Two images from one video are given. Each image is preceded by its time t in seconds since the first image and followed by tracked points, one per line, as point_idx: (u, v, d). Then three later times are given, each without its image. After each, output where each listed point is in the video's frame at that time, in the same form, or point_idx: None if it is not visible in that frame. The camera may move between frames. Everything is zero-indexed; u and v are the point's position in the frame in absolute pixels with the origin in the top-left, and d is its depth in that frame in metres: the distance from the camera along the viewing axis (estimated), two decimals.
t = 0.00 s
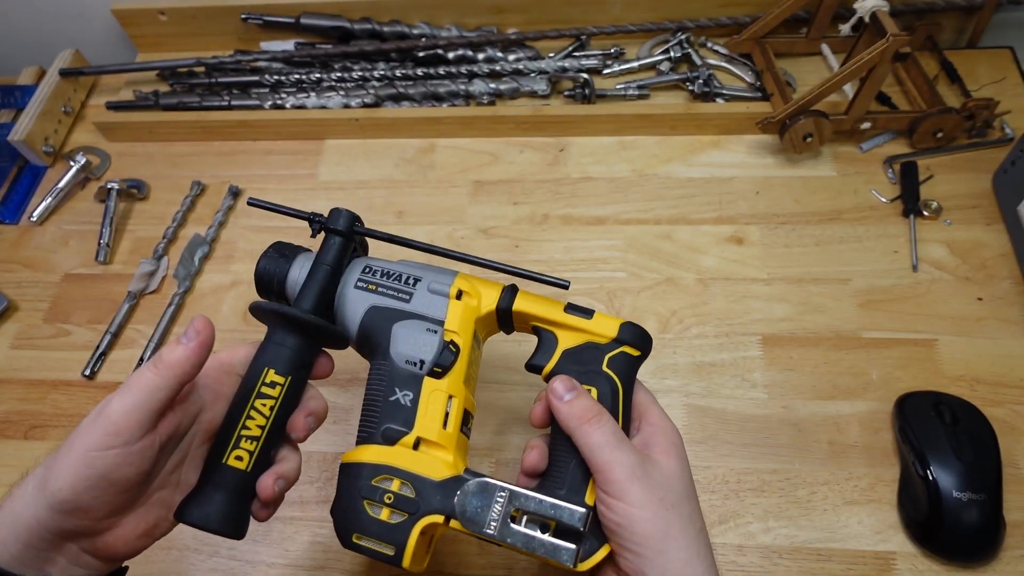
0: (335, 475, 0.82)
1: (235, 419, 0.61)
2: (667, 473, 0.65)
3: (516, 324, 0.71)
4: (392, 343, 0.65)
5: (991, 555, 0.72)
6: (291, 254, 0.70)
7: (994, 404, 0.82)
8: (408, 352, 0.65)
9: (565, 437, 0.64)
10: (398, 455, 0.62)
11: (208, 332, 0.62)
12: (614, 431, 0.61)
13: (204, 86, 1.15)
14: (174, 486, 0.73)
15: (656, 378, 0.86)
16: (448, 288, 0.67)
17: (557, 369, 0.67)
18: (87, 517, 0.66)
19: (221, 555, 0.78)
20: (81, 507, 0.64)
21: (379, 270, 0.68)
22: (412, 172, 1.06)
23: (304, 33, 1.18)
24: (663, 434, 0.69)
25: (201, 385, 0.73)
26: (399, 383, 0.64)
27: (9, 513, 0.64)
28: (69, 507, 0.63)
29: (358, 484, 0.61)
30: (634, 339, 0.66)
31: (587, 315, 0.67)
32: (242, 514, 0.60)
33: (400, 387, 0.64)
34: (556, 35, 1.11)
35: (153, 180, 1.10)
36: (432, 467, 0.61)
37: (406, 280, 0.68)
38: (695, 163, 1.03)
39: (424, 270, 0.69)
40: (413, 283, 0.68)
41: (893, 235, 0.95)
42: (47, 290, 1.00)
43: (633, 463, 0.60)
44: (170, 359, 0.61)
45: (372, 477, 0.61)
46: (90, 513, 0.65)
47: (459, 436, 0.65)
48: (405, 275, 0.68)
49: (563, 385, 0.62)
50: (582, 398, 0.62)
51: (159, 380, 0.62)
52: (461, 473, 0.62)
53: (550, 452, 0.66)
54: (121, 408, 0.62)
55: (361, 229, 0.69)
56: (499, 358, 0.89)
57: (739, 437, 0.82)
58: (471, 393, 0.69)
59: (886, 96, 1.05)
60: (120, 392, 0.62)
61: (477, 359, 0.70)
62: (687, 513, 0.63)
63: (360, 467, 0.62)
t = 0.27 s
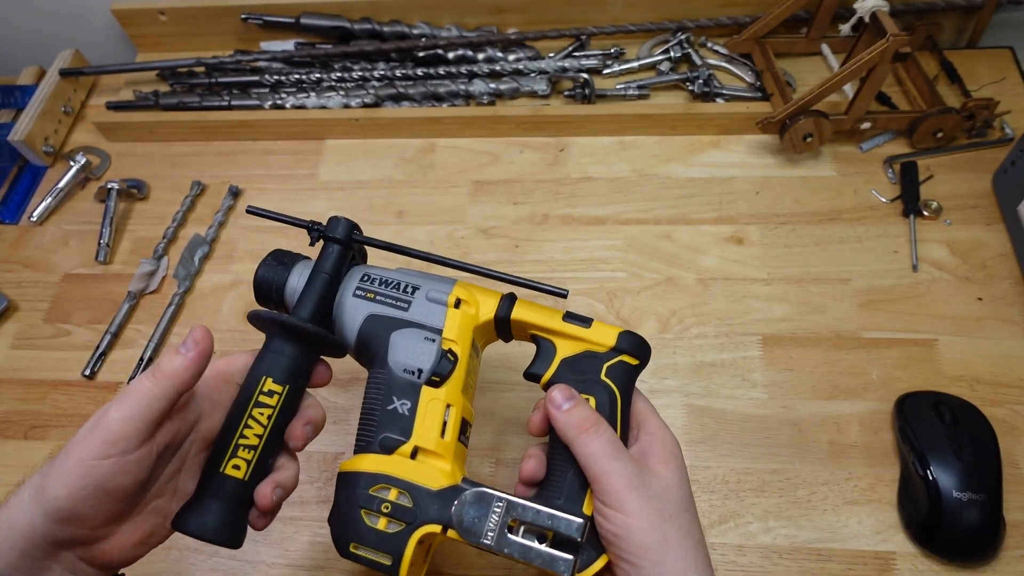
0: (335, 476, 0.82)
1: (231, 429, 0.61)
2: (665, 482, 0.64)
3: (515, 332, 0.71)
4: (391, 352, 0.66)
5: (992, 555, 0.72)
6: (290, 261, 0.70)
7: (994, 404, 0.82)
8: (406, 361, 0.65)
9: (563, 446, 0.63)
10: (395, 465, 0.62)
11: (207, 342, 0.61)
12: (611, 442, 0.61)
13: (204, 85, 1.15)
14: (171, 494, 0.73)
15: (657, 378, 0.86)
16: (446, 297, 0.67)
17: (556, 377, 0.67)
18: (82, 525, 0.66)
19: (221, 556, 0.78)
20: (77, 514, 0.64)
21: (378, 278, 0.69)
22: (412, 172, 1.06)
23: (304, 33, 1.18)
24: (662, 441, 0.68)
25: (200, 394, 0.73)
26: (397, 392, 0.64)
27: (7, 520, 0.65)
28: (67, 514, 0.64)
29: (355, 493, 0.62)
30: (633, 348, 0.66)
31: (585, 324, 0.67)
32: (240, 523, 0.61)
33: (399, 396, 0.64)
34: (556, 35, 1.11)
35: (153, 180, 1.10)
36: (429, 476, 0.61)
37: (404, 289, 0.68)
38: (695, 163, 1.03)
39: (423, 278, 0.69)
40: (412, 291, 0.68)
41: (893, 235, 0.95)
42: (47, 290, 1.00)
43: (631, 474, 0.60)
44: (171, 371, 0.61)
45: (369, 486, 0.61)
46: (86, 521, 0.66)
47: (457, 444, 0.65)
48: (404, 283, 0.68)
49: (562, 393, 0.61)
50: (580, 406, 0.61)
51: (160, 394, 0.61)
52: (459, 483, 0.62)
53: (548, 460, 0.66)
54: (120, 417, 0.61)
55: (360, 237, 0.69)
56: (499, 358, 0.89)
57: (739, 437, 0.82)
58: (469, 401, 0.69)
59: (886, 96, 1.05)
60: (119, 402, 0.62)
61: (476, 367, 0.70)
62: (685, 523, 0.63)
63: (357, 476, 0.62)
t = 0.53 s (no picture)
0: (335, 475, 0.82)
1: (230, 428, 0.61)
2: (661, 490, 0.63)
3: (514, 334, 0.71)
4: (388, 354, 0.66)
5: (992, 555, 0.72)
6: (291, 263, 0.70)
7: (994, 404, 0.82)
8: (402, 363, 0.65)
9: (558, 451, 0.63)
10: (390, 467, 0.62)
11: (220, 345, 0.62)
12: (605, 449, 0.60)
13: (204, 85, 1.15)
14: (177, 493, 0.73)
15: (657, 378, 0.86)
16: (443, 299, 0.67)
17: (554, 379, 0.67)
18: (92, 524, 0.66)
19: (221, 556, 0.78)
20: (89, 514, 0.64)
21: (377, 280, 0.69)
22: (412, 172, 1.06)
23: (304, 33, 1.18)
24: (660, 449, 0.67)
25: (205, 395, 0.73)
26: (394, 395, 0.64)
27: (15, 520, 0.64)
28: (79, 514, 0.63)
29: (350, 494, 0.62)
30: (631, 352, 0.66)
31: (583, 326, 0.67)
32: (238, 523, 0.60)
33: (394, 399, 0.64)
34: (556, 35, 1.11)
35: (153, 180, 1.10)
36: (423, 478, 0.61)
37: (403, 291, 0.68)
38: (695, 163, 1.03)
39: (422, 280, 0.69)
40: (410, 294, 0.67)
41: (893, 235, 0.95)
42: (47, 290, 1.00)
43: (624, 482, 0.60)
44: (185, 375, 0.61)
45: (363, 487, 0.61)
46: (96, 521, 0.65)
47: (453, 446, 0.64)
48: (402, 285, 0.68)
49: (558, 399, 0.61)
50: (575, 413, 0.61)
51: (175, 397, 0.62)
52: (452, 485, 0.62)
53: (544, 464, 0.66)
54: (135, 418, 0.62)
55: (360, 239, 0.69)
56: (499, 358, 0.89)
57: (739, 437, 0.82)
58: (468, 402, 0.69)
59: (886, 96, 1.05)
60: (133, 403, 0.62)
61: (475, 369, 0.70)
62: (681, 532, 0.62)
63: (352, 477, 0.62)
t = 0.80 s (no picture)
0: (336, 475, 0.82)
1: (238, 427, 0.61)
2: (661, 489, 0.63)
3: (517, 333, 0.71)
4: (390, 354, 0.66)
5: (992, 555, 0.72)
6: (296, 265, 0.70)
7: (994, 404, 0.82)
8: (404, 363, 0.65)
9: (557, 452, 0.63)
10: (392, 464, 0.62)
11: (266, 369, 0.62)
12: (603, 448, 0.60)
13: (204, 85, 1.15)
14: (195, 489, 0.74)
15: (657, 378, 0.86)
16: (445, 299, 0.67)
17: (555, 378, 0.67)
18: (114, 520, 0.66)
19: (221, 556, 0.78)
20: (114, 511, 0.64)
21: (380, 280, 0.69)
22: (412, 172, 1.06)
23: (304, 33, 1.18)
24: (660, 448, 0.67)
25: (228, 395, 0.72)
26: (395, 394, 0.65)
27: (39, 511, 0.64)
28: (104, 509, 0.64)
29: (352, 491, 0.62)
30: (633, 352, 0.65)
31: (583, 326, 0.67)
32: (248, 519, 0.61)
33: (396, 398, 0.64)
34: (556, 35, 1.11)
35: (153, 180, 1.10)
36: (423, 476, 0.61)
37: (405, 291, 0.68)
38: (695, 163, 1.03)
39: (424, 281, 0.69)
40: (412, 294, 0.67)
41: (893, 235, 0.95)
42: (47, 290, 1.00)
43: (623, 482, 0.60)
44: (227, 391, 0.61)
45: (366, 485, 0.61)
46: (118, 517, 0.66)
47: (454, 444, 0.64)
48: (404, 286, 0.68)
49: (559, 399, 0.61)
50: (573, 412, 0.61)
51: (214, 410, 0.61)
52: (452, 484, 0.62)
53: (544, 463, 0.66)
54: (173, 428, 0.61)
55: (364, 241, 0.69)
56: (499, 357, 0.89)
57: (739, 437, 0.82)
58: (471, 400, 0.69)
59: (886, 96, 1.05)
60: (171, 411, 0.62)
61: (478, 367, 0.70)
62: (681, 531, 0.61)
63: (355, 475, 0.62)
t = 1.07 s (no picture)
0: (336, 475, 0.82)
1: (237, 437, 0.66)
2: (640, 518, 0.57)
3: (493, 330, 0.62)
4: (358, 365, 0.65)
5: (992, 555, 0.72)
6: (268, 261, 0.66)
7: (995, 404, 0.82)
8: (370, 380, 0.64)
9: (525, 484, 0.58)
10: (372, 478, 0.68)
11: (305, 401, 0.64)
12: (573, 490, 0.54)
13: (204, 85, 1.15)
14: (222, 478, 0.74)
15: (657, 378, 0.86)
16: (403, 309, 0.60)
17: (525, 395, 0.59)
18: (144, 508, 0.66)
19: (220, 556, 0.78)
20: (145, 501, 0.65)
21: (344, 280, 0.63)
22: (412, 172, 1.06)
23: (304, 33, 1.18)
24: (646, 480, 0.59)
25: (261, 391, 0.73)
26: (369, 410, 0.67)
27: (73, 497, 0.65)
28: (134, 499, 0.64)
29: (345, 499, 0.70)
30: (608, 379, 0.53)
31: (552, 343, 0.54)
32: (263, 510, 0.68)
33: (370, 414, 0.67)
34: (556, 35, 1.11)
35: (153, 180, 1.10)
36: (399, 492, 0.66)
37: (366, 296, 0.63)
38: (695, 163, 1.03)
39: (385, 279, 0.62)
40: (371, 300, 0.62)
41: (894, 235, 0.95)
42: (47, 290, 1.00)
43: (591, 533, 0.55)
44: (263, 417, 0.62)
45: (356, 492, 0.69)
46: (148, 507, 0.66)
47: (432, 455, 0.66)
48: (366, 288, 0.63)
49: (526, 438, 0.55)
50: (539, 452, 0.54)
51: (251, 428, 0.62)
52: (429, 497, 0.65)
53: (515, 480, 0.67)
54: (208, 433, 0.62)
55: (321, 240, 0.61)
56: (499, 357, 0.89)
57: (739, 437, 0.82)
58: (457, 396, 0.66)
59: (886, 96, 1.05)
60: (207, 415, 0.62)
61: (463, 361, 0.66)
62: None
63: (346, 483, 0.70)
